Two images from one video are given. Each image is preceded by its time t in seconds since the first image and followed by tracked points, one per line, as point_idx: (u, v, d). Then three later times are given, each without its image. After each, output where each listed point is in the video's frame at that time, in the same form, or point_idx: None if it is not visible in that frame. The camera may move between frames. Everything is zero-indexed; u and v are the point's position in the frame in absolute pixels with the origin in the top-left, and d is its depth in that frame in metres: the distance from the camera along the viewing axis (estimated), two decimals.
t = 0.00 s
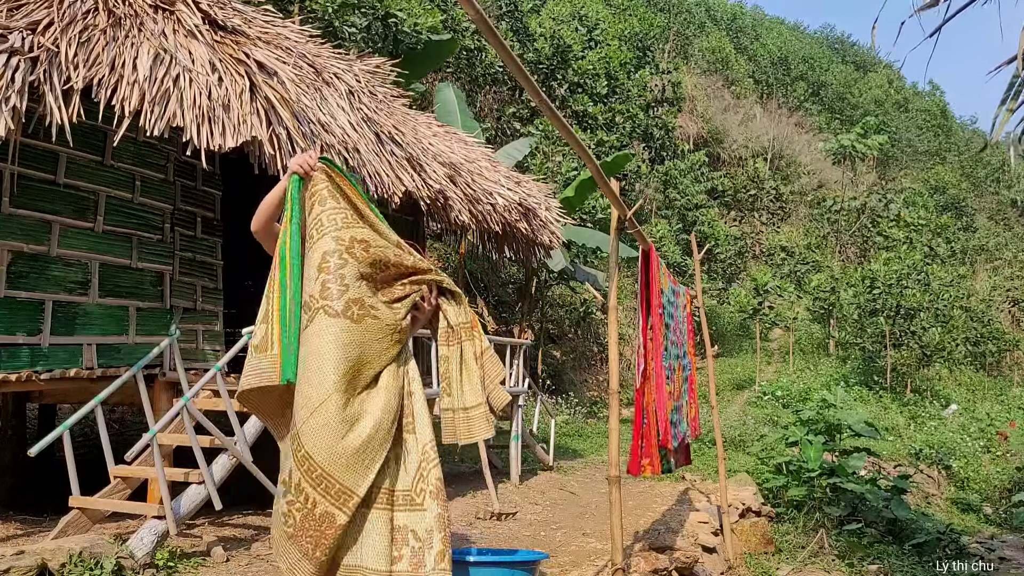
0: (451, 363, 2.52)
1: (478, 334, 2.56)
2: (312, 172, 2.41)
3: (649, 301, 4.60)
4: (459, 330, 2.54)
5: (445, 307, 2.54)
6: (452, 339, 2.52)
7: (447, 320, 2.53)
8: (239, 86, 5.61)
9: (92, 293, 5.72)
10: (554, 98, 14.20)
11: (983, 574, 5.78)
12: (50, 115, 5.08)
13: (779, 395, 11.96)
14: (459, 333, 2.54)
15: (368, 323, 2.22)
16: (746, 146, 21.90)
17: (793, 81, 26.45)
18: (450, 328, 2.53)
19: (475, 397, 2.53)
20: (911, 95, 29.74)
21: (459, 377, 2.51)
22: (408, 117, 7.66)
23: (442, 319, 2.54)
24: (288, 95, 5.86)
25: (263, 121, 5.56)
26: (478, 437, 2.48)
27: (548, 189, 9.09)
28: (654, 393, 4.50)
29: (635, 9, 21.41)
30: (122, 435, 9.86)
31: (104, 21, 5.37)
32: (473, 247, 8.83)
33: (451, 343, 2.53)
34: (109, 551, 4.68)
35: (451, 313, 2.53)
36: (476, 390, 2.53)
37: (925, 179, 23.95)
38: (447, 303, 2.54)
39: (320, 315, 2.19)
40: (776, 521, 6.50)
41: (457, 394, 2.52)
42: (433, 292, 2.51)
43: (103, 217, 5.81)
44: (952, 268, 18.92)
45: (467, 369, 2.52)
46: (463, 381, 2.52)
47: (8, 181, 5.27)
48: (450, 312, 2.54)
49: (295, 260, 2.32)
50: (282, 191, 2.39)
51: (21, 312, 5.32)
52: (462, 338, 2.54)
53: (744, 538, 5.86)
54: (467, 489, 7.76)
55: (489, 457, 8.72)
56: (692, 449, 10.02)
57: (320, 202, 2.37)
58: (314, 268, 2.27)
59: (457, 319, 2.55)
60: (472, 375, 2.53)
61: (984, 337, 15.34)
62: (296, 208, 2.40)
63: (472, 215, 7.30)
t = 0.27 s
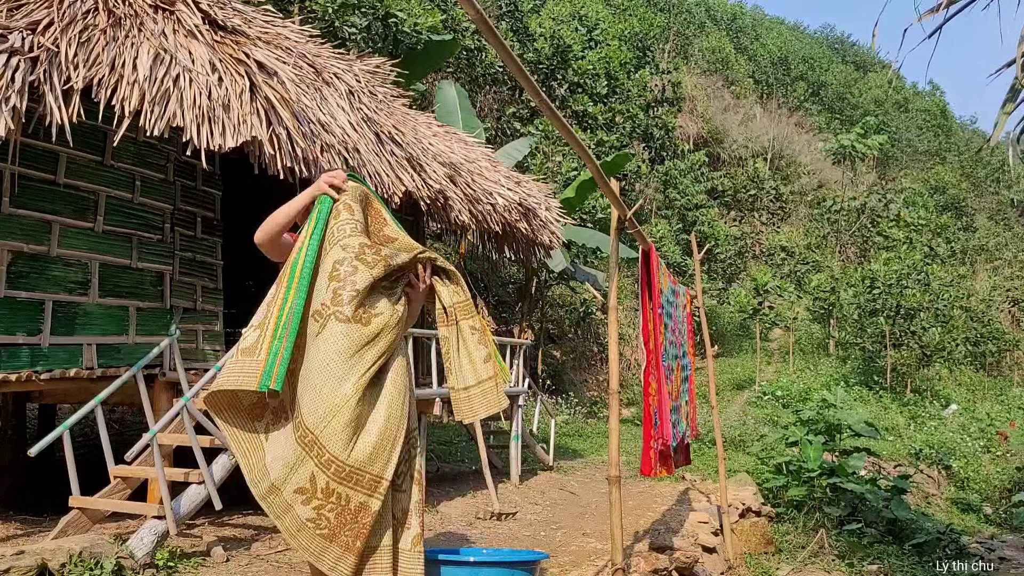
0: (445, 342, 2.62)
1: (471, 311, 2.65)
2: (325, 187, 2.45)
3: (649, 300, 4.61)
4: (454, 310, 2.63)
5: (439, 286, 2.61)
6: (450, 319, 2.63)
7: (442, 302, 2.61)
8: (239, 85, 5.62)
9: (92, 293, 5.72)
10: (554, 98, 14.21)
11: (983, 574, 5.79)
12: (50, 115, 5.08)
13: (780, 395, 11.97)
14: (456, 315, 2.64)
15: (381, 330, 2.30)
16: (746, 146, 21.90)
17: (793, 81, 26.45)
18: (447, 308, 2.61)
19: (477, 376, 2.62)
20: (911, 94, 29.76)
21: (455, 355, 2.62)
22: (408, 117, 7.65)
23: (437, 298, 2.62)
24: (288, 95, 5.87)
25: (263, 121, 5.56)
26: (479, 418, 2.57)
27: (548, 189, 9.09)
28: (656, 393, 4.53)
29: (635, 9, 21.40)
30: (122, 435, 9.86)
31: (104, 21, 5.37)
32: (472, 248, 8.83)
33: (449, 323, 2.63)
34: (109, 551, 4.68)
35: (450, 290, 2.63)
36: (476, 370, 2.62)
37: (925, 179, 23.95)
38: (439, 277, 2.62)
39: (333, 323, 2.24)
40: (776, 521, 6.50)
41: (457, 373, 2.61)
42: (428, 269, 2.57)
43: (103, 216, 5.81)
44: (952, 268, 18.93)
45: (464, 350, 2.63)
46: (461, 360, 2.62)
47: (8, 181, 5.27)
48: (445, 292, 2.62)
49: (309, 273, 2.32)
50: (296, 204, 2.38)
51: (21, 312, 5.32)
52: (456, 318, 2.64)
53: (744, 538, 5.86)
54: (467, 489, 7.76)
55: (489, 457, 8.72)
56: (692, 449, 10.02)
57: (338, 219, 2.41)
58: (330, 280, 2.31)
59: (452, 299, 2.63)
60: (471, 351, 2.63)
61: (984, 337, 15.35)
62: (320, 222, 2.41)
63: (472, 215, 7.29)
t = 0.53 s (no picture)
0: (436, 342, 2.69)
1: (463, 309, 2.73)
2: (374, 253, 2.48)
3: (650, 302, 4.61)
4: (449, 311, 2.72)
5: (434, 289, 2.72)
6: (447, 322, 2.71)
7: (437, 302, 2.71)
8: (239, 85, 5.62)
9: (92, 293, 5.72)
10: (554, 98, 14.22)
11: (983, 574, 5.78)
12: (50, 115, 5.08)
13: (780, 395, 11.97)
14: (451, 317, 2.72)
15: (401, 397, 2.47)
16: (746, 146, 21.89)
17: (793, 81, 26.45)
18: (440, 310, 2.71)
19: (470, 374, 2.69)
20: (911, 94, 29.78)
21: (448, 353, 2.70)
22: (408, 117, 7.66)
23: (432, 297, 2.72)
24: (288, 95, 5.87)
25: (263, 121, 5.56)
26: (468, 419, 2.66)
27: (548, 189, 9.09)
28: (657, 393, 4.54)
29: (635, 9, 21.40)
30: (122, 436, 9.86)
31: (104, 21, 5.37)
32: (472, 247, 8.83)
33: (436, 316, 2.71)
34: (109, 551, 4.68)
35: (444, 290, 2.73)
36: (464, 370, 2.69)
37: (924, 179, 23.92)
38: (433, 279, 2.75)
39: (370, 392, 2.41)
40: (776, 521, 6.50)
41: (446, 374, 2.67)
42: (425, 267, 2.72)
43: (103, 216, 5.81)
44: (952, 268, 18.93)
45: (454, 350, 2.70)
46: (449, 360, 2.69)
47: (8, 181, 5.27)
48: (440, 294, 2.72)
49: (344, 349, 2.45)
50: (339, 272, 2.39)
51: (21, 311, 5.33)
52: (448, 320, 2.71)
53: (744, 538, 5.86)
54: (467, 489, 7.76)
55: (489, 457, 8.72)
56: (692, 449, 10.02)
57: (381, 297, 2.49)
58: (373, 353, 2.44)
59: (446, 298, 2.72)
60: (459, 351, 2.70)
61: (984, 337, 15.35)
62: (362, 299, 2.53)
63: (472, 215, 7.29)
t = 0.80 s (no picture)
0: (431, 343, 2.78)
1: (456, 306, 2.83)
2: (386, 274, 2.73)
3: (649, 301, 4.60)
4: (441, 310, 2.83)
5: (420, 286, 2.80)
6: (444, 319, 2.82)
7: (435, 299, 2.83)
8: (239, 85, 5.62)
9: (92, 293, 5.72)
10: (554, 98, 14.22)
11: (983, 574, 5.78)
12: (50, 115, 5.08)
13: (780, 395, 11.97)
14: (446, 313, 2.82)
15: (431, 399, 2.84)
16: (746, 146, 21.89)
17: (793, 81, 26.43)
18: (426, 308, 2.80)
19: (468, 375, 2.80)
20: (911, 95, 29.79)
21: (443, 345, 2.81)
22: (408, 117, 7.66)
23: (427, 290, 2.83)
24: (288, 95, 5.87)
25: (263, 121, 5.56)
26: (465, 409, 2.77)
27: (548, 189, 9.09)
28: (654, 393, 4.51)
29: (635, 9, 21.38)
30: (122, 436, 9.87)
31: (104, 21, 5.37)
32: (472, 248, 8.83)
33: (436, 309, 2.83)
34: (109, 551, 4.68)
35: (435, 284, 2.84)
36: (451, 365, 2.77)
37: (925, 179, 23.92)
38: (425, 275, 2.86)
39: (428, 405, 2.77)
40: (776, 521, 6.50)
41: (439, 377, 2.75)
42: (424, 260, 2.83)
43: (103, 216, 5.81)
44: (952, 269, 18.93)
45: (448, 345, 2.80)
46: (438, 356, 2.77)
47: (8, 181, 5.28)
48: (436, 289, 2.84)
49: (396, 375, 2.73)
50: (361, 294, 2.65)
51: (21, 312, 5.33)
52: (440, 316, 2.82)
53: (744, 538, 5.87)
54: (467, 489, 7.76)
55: (489, 457, 8.72)
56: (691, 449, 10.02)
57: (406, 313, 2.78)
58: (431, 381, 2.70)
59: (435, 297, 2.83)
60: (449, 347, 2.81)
61: (984, 337, 15.35)
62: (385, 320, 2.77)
63: (472, 215, 7.29)
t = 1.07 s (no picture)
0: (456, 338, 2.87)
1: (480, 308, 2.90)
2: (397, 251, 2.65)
3: (648, 300, 4.58)
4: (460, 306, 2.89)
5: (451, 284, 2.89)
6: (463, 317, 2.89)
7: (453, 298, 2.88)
8: (239, 86, 5.62)
9: (92, 293, 5.72)
10: (554, 98, 14.24)
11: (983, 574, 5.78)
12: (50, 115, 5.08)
13: (779, 395, 11.97)
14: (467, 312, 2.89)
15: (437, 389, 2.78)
16: (746, 146, 21.90)
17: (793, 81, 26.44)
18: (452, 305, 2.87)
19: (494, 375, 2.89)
20: (911, 95, 29.80)
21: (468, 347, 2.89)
22: (408, 117, 7.66)
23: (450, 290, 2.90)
24: (288, 95, 5.87)
25: (263, 121, 5.56)
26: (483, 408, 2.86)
27: (548, 189, 9.09)
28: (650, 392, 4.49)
29: (635, 8, 21.38)
30: (122, 436, 9.87)
31: (104, 21, 5.37)
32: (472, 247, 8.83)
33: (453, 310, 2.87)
34: (109, 551, 4.68)
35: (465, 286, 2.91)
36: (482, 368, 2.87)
37: (925, 179, 23.93)
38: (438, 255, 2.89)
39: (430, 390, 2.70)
40: (776, 521, 6.50)
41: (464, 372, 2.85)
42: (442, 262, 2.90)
43: (103, 216, 5.81)
44: (952, 269, 18.94)
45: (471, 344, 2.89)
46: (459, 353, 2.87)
47: (8, 181, 5.28)
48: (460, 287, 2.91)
49: (405, 354, 2.66)
50: (372, 271, 2.57)
51: (21, 312, 5.33)
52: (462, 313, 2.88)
53: (744, 538, 5.87)
54: (468, 489, 7.76)
55: (489, 457, 8.72)
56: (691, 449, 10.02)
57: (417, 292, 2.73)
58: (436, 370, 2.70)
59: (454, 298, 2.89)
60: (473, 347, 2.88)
61: (984, 337, 15.36)
62: (393, 297, 2.68)
63: (472, 215, 7.28)
